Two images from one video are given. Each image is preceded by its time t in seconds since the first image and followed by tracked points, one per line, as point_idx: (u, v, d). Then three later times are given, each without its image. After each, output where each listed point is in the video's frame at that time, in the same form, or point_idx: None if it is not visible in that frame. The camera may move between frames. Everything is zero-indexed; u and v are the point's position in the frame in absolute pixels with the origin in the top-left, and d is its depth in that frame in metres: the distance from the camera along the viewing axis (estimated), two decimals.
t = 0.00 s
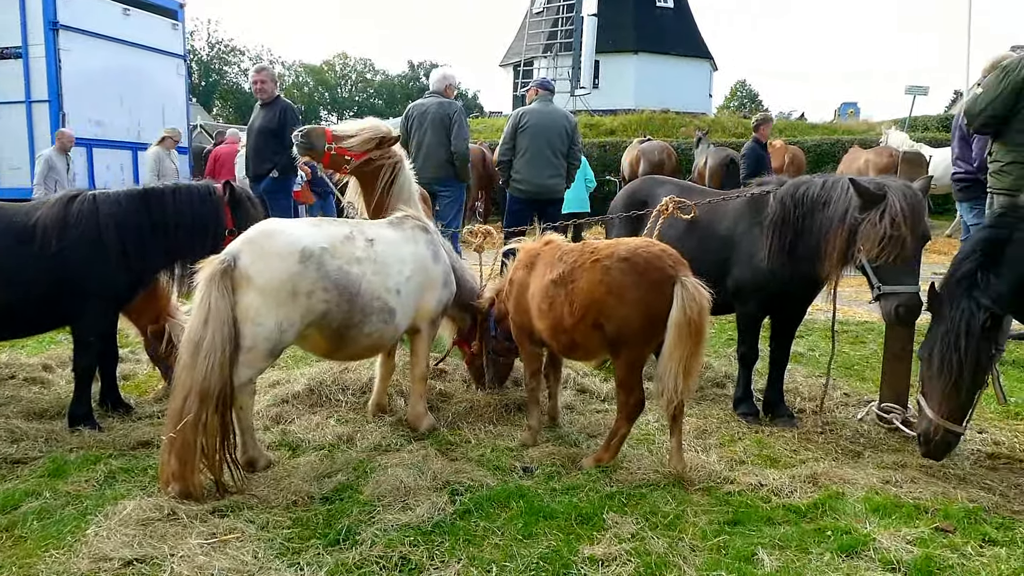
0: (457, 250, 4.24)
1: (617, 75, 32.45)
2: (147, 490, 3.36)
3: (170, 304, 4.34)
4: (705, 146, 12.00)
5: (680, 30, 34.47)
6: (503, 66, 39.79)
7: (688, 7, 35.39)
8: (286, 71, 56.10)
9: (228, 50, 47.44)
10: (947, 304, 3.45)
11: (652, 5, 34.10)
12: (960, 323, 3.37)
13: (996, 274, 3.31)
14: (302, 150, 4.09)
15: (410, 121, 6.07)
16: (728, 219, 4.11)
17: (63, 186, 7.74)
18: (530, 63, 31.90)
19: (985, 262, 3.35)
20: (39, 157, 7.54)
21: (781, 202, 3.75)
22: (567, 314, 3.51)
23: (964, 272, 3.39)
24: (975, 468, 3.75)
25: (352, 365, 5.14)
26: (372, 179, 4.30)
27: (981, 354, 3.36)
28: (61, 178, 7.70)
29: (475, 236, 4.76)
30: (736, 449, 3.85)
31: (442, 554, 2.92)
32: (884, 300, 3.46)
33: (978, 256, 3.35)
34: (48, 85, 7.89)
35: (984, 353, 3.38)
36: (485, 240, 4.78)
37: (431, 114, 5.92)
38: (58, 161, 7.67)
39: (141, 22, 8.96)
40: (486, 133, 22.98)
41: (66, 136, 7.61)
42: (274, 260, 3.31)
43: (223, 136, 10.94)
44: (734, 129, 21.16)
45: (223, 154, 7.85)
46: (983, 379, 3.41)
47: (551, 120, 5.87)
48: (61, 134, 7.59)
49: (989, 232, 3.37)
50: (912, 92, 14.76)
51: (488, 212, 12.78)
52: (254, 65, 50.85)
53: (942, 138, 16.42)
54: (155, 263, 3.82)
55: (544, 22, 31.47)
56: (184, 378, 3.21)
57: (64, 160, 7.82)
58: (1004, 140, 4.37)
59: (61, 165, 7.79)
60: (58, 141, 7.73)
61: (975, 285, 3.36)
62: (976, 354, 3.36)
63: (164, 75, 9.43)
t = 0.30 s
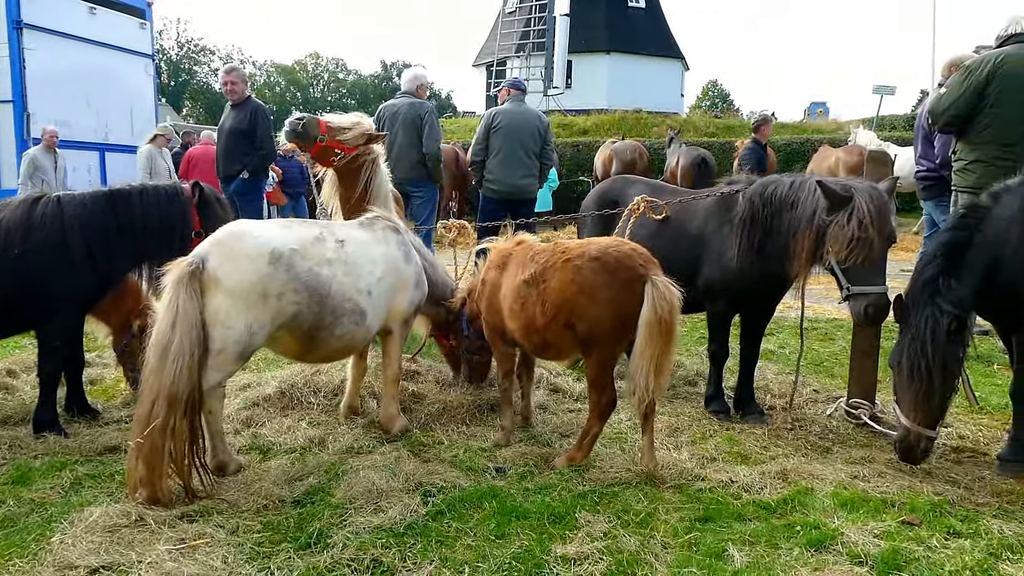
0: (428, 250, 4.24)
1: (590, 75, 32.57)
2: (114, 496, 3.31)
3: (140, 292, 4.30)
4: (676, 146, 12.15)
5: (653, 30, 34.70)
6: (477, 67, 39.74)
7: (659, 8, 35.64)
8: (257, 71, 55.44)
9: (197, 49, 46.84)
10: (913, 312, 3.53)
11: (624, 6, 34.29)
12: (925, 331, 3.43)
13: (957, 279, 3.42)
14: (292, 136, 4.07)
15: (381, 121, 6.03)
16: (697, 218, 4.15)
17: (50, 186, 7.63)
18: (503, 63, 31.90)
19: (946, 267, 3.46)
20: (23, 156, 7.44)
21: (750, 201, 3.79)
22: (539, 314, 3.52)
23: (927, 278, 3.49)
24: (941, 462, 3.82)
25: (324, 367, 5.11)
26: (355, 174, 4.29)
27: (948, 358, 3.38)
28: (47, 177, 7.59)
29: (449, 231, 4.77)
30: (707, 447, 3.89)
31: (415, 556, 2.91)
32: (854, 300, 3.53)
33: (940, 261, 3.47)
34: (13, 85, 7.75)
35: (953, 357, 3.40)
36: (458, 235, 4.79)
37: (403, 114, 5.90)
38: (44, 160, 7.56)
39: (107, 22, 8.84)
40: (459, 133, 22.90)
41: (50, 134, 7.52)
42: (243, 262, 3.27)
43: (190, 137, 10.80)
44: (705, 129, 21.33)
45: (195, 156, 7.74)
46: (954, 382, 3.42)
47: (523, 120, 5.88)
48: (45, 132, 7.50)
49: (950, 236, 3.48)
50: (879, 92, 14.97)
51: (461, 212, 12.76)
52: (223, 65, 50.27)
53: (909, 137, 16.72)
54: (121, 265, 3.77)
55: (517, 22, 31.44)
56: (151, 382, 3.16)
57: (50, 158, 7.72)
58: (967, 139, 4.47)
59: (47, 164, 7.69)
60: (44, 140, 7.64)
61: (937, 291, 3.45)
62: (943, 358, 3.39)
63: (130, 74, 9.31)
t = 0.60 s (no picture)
0: (403, 249, 4.25)
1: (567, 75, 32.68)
2: (84, 501, 3.27)
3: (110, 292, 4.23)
4: (652, 146, 12.26)
5: (630, 32, 34.93)
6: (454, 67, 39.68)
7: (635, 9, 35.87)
8: (232, 70, 54.87)
9: (170, 49, 46.30)
10: (883, 320, 3.54)
11: (600, 7, 34.46)
12: (896, 340, 3.44)
13: (925, 286, 3.46)
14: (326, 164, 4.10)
15: (356, 122, 6.00)
16: (671, 218, 4.19)
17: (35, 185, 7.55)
18: (480, 63, 31.89)
19: (914, 275, 3.49)
20: (9, 156, 7.36)
21: (723, 202, 3.83)
22: (514, 315, 3.52)
23: (896, 286, 3.51)
24: (910, 458, 3.88)
25: (299, 368, 5.09)
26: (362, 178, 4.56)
27: (919, 367, 3.42)
28: (32, 177, 7.50)
29: (418, 244, 4.79)
30: (681, 445, 3.92)
31: (390, 557, 2.91)
32: (824, 302, 3.58)
33: (908, 269, 3.50)
34: None
35: (922, 365, 3.44)
36: (428, 247, 4.83)
37: (378, 115, 5.89)
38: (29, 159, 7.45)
39: (77, 20, 8.74)
40: (435, 134, 22.85)
41: (38, 135, 7.41)
42: (214, 263, 3.25)
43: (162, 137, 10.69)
44: (681, 130, 21.48)
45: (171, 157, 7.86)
46: (923, 391, 3.48)
47: (499, 120, 5.89)
48: (32, 131, 7.39)
49: (918, 240, 3.53)
50: (850, 94, 15.18)
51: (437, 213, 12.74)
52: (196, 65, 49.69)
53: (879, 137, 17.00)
54: (92, 266, 3.74)
55: (494, 23, 31.44)
56: (121, 384, 3.12)
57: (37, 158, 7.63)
58: (935, 141, 4.54)
59: (35, 164, 7.61)
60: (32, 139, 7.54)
61: (906, 299, 3.47)
62: (913, 368, 3.43)
63: (99, 73, 9.20)
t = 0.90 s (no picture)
0: (379, 249, 4.23)
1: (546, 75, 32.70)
2: (55, 505, 3.22)
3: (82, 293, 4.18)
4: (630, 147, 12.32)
5: (609, 32, 35.05)
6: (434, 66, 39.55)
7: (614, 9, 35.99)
8: (209, 69, 54.29)
9: (145, 47, 45.74)
10: (854, 322, 3.60)
11: (579, 6, 34.53)
12: (866, 341, 3.50)
13: (894, 289, 3.51)
14: (324, 182, 4.16)
15: (333, 121, 5.96)
16: (647, 217, 4.21)
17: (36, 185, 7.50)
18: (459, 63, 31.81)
19: (884, 277, 3.54)
20: (11, 156, 7.36)
21: (699, 202, 3.85)
22: (490, 314, 3.52)
23: (866, 289, 3.57)
24: (884, 455, 3.93)
25: (275, 370, 5.07)
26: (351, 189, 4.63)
27: (888, 368, 3.48)
28: (32, 177, 7.47)
29: (397, 241, 4.78)
30: (658, 444, 3.95)
31: (366, 559, 2.89)
32: (800, 301, 3.59)
33: (878, 271, 3.55)
34: None
35: (891, 366, 3.50)
36: (408, 245, 4.81)
37: (356, 114, 5.86)
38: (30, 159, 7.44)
39: (50, 18, 8.62)
40: (413, 134, 22.78)
41: (40, 136, 7.44)
42: (188, 264, 3.21)
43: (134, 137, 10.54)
44: (659, 130, 21.58)
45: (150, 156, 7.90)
46: (892, 392, 3.54)
47: (477, 120, 5.89)
48: (34, 132, 7.42)
49: (890, 242, 3.57)
50: (826, 95, 15.32)
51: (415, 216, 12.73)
52: (171, 63, 49.06)
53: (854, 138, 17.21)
54: (63, 265, 3.72)
55: (472, 22, 31.40)
56: (93, 387, 3.08)
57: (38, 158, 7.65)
58: (909, 143, 4.60)
59: (36, 164, 7.59)
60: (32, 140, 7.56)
61: (875, 302, 3.53)
62: (882, 369, 3.48)
63: (71, 70, 9.08)
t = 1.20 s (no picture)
0: (354, 250, 4.24)
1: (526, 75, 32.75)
2: (26, 511, 3.18)
3: (51, 296, 4.13)
4: (609, 147, 12.39)
5: (589, 32, 35.18)
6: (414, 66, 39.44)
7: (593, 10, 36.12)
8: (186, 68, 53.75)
9: (119, 46, 45.22)
10: (823, 319, 3.66)
11: (558, 7, 34.63)
12: (834, 338, 3.56)
13: (864, 288, 3.56)
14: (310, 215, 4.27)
15: (310, 120, 5.92)
16: (624, 218, 4.24)
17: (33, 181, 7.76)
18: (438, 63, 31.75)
19: (855, 276, 3.58)
20: (9, 153, 7.63)
21: (675, 201, 3.90)
22: (467, 314, 3.53)
23: (837, 288, 3.61)
24: (857, 452, 3.98)
25: (251, 372, 5.05)
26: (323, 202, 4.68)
27: (855, 367, 3.55)
28: (29, 175, 7.72)
29: (373, 243, 4.76)
30: (635, 443, 3.97)
31: (343, 560, 2.88)
32: (774, 298, 3.59)
33: (849, 270, 3.59)
34: None
35: (858, 366, 3.57)
36: (385, 246, 4.81)
37: (334, 114, 5.84)
38: (27, 156, 7.72)
39: (23, 17, 8.53)
40: (392, 134, 22.72)
41: (37, 132, 7.70)
42: (163, 265, 3.17)
43: (107, 137, 10.39)
44: (637, 131, 21.68)
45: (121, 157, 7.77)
46: (859, 390, 3.60)
47: (455, 121, 5.88)
48: (32, 129, 7.70)
49: (862, 241, 3.61)
50: (802, 96, 15.47)
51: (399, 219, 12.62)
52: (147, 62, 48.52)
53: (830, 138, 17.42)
54: (33, 264, 3.71)
55: (452, 22, 31.35)
56: (66, 392, 3.05)
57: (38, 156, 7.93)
58: (882, 143, 4.66)
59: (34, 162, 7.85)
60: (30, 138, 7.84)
61: (845, 301, 3.58)
62: (850, 367, 3.55)
63: (44, 70, 9.00)
